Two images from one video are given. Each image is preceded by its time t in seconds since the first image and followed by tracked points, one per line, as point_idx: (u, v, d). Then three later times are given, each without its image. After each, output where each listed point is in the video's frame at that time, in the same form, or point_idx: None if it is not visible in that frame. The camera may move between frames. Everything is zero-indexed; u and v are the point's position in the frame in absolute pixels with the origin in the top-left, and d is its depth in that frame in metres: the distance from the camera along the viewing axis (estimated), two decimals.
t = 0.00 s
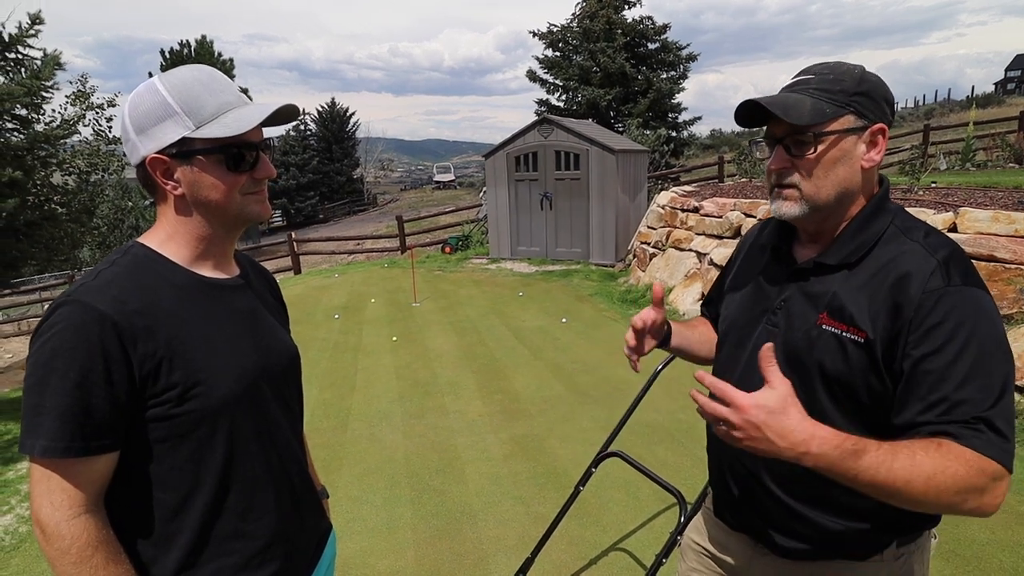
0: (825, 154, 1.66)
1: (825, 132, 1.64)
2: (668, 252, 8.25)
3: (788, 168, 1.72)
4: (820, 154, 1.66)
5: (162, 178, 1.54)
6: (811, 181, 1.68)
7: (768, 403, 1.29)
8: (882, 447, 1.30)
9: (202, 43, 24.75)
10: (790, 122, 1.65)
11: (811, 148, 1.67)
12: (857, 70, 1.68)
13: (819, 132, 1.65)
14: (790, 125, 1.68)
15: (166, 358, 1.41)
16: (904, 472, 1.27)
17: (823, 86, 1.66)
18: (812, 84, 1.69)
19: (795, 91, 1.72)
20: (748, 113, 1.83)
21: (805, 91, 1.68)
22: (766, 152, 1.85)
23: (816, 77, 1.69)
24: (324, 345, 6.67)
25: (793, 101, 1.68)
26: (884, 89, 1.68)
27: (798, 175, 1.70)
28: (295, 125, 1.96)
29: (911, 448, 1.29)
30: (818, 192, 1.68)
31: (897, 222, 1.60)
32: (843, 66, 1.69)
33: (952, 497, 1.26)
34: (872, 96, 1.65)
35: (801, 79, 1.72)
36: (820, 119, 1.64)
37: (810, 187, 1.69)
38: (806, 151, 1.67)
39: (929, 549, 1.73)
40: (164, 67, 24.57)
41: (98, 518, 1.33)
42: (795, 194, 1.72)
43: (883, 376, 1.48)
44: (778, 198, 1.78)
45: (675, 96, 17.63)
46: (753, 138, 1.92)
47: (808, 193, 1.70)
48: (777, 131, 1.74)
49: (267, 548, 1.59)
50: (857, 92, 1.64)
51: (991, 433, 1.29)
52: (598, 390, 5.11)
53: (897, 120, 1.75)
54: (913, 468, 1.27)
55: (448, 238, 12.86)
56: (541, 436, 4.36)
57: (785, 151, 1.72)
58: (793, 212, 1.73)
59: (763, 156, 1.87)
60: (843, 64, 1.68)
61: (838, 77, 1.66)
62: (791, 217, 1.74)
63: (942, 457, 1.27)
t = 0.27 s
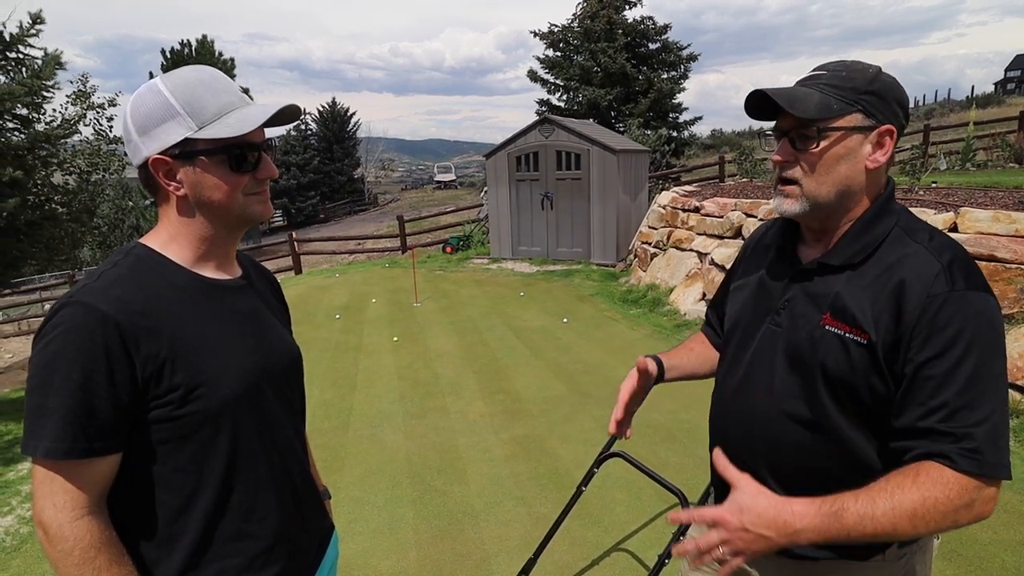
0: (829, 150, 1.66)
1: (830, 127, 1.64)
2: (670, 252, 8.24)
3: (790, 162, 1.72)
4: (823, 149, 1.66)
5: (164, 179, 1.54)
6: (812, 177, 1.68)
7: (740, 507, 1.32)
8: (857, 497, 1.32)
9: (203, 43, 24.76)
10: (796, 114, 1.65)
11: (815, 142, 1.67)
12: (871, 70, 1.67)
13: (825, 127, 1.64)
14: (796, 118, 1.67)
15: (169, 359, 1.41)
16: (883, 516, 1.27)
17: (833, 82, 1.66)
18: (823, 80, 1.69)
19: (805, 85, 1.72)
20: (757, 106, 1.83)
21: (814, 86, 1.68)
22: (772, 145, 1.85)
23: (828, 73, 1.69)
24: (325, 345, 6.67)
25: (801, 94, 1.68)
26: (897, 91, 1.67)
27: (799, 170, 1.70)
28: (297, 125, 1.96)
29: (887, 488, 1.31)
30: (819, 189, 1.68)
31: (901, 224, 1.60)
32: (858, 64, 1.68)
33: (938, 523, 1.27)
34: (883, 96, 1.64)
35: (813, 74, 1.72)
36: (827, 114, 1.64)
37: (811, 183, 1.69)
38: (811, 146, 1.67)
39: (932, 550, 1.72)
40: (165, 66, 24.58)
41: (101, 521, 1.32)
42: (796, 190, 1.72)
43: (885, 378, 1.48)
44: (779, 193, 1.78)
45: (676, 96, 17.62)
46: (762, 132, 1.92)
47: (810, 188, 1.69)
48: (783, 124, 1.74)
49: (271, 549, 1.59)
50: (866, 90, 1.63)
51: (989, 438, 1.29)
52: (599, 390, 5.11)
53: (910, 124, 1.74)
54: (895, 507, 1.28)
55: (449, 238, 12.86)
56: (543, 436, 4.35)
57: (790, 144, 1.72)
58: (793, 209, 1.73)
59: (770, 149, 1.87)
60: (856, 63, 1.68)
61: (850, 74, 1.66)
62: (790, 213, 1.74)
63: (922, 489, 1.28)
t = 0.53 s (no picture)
0: (823, 163, 1.66)
1: (823, 141, 1.64)
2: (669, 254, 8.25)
3: (786, 176, 1.72)
4: (817, 164, 1.67)
5: (166, 183, 1.54)
6: (808, 190, 1.69)
7: (804, 564, 1.23)
8: (895, 519, 1.30)
9: (203, 45, 24.78)
10: (788, 131, 1.66)
11: (809, 158, 1.67)
12: (862, 79, 1.67)
13: (817, 142, 1.65)
14: (786, 134, 1.68)
15: (170, 362, 1.41)
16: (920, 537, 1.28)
17: (824, 96, 1.67)
18: (813, 93, 1.70)
19: (796, 99, 1.73)
20: (749, 121, 1.83)
21: (805, 100, 1.69)
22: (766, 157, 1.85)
23: (818, 86, 1.70)
24: (324, 347, 6.67)
25: (791, 109, 1.69)
26: (890, 100, 1.67)
27: (795, 184, 1.70)
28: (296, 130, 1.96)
29: (918, 505, 1.31)
30: (816, 200, 1.68)
31: (900, 229, 1.61)
32: (849, 75, 1.68)
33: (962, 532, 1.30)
34: (875, 106, 1.64)
35: (802, 88, 1.73)
36: (819, 128, 1.64)
37: (807, 196, 1.69)
38: (805, 161, 1.68)
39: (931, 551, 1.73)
40: (165, 68, 24.60)
41: (101, 524, 1.33)
42: (793, 200, 1.73)
43: (886, 382, 1.49)
44: (776, 203, 1.79)
45: (675, 98, 17.65)
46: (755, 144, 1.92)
47: (807, 199, 1.69)
48: (775, 139, 1.74)
49: (271, 551, 1.59)
50: (858, 102, 1.64)
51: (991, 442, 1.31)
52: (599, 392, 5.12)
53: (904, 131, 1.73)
54: (930, 524, 1.29)
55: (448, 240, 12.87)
56: (542, 439, 4.35)
57: (784, 158, 1.72)
58: (791, 218, 1.74)
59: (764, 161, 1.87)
60: (847, 73, 1.68)
61: (841, 86, 1.66)
62: (789, 222, 1.75)
63: (953, 501, 1.30)
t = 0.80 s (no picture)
0: (817, 156, 1.69)
1: (819, 134, 1.67)
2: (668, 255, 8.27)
3: (782, 165, 1.76)
4: (810, 156, 1.70)
5: (169, 183, 1.56)
6: (800, 181, 1.73)
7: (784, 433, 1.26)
8: (882, 462, 1.36)
9: (202, 47, 24.80)
10: (785, 120, 1.71)
11: (802, 148, 1.71)
12: (872, 76, 1.66)
13: (813, 135, 1.68)
14: (785, 123, 1.73)
15: (173, 362, 1.42)
16: (901, 486, 1.35)
17: (827, 90, 1.68)
18: (819, 87, 1.72)
19: (803, 91, 1.76)
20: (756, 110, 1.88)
21: (809, 92, 1.73)
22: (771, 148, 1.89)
23: (825, 80, 1.72)
24: (325, 348, 6.69)
25: (791, 100, 1.73)
26: (898, 100, 1.65)
27: (788, 173, 1.75)
28: (298, 129, 1.97)
29: (908, 462, 1.37)
30: (806, 192, 1.72)
31: (902, 230, 1.61)
32: (860, 71, 1.68)
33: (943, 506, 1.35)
34: (878, 104, 1.63)
35: (811, 80, 1.76)
36: (816, 120, 1.67)
37: (799, 186, 1.73)
38: (799, 152, 1.71)
39: (926, 548, 1.74)
40: (164, 70, 24.61)
41: (105, 522, 1.34)
42: (786, 190, 1.78)
43: (885, 382, 1.50)
44: (774, 192, 1.84)
45: (675, 99, 17.68)
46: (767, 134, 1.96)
47: (797, 190, 1.74)
48: (777, 129, 1.78)
49: (273, 550, 1.61)
50: (860, 99, 1.64)
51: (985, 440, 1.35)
52: (598, 392, 5.13)
53: (915, 134, 1.70)
54: (912, 480, 1.35)
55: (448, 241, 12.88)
56: (542, 439, 4.36)
57: (783, 148, 1.76)
58: (783, 208, 1.78)
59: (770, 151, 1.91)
60: (858, 69, 1.68)
61: (846, 82, 1.67)
62: (780, 212, 1.79)
63: (944, 470, 1.36)
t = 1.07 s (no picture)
0: (827, 143, 1.69)
1: (830, 121, 1.68)
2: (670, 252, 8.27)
3: (792, 150, 1.78)
4: (820, 142, 1.70)
5: (174, 178, 1.56)
6: (808, 167, 1.73)
7: (730, 449, 1.40)
8: (845, 466, 1.42)
9: (202, 46, 24.77)
10: (797, 105, 1.72)
11: (814, 134, 1.71)
12: (889, 66, 1.66)
13: (826, 121, 1.69)
14: (798, 107, 1.74)
15: (180, 356, 1.43)
16: (861, 484, 1.39)
17: (843, 77, 1.68)
18: (835, 73, 1.72)
19: (819, 77, 1.76)
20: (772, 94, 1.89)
21: (824, 78, 1.73)
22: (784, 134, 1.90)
23: (843, 67, 1.72)
24: (326, 347, 6.70)
25: (806, 85, 1.74)
26: (914, 92, 1.64)
27: (797, 159, 1.76)
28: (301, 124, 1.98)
29: (875, 463, 1.41)
30: (813, 179, 1.73)
31: (908, 223, 1.61)
32: (877, 61, 1.68)
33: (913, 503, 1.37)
34: (893, 95, 1.63)
35: (829, 67, 1.76)
36: (829, 106, 1.68)
37: (807, 172, 1.74)
38: (809, 138, 1.72)
39: (927, 540, 1.75)
40: (164, 69, 24.60)
41: (113, 513, 1.35)
42: (794, 176, 1.79)
43: (887, 373, 1.51)
44: (782, 179, 1.85)
45: (675, 96, 17.66)
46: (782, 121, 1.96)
47: (805, 177, 1.75)
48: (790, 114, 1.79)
49: (278, 543, 1.62)
50: (876, 87, 1.63)
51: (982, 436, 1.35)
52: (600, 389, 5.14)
53: (929, 128, 1.69)
54: (877, 481, 1.39)
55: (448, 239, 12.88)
56: (544, 436, 4.37)
57: (794, 133, 1.77)
58: (789, 194, 1.79)
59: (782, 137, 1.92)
60: (875, 59, 1.68)
61: (863, 70, 1.67)
62: (787, 198, 1.80)
63: (910, 470, 1.38)
